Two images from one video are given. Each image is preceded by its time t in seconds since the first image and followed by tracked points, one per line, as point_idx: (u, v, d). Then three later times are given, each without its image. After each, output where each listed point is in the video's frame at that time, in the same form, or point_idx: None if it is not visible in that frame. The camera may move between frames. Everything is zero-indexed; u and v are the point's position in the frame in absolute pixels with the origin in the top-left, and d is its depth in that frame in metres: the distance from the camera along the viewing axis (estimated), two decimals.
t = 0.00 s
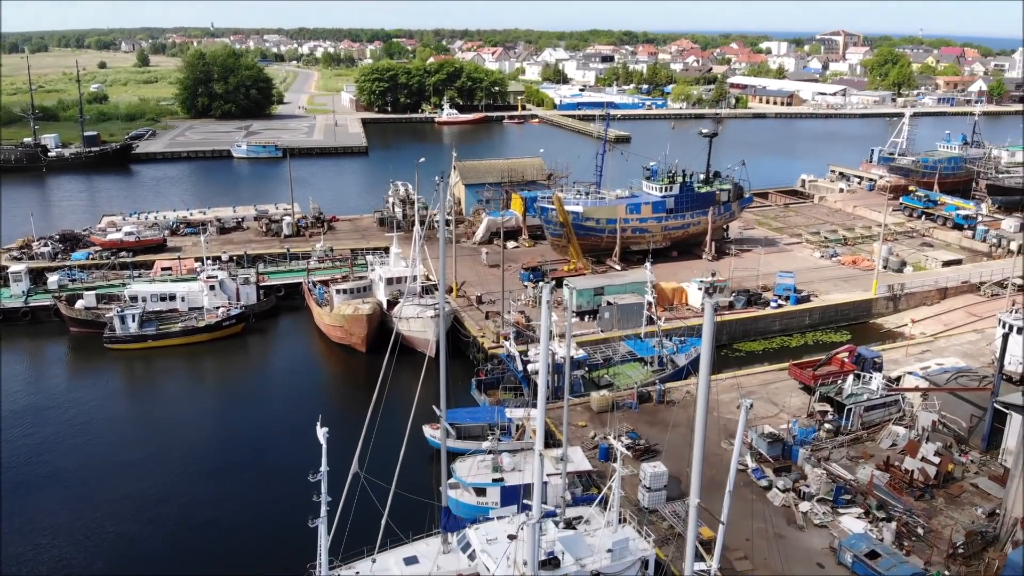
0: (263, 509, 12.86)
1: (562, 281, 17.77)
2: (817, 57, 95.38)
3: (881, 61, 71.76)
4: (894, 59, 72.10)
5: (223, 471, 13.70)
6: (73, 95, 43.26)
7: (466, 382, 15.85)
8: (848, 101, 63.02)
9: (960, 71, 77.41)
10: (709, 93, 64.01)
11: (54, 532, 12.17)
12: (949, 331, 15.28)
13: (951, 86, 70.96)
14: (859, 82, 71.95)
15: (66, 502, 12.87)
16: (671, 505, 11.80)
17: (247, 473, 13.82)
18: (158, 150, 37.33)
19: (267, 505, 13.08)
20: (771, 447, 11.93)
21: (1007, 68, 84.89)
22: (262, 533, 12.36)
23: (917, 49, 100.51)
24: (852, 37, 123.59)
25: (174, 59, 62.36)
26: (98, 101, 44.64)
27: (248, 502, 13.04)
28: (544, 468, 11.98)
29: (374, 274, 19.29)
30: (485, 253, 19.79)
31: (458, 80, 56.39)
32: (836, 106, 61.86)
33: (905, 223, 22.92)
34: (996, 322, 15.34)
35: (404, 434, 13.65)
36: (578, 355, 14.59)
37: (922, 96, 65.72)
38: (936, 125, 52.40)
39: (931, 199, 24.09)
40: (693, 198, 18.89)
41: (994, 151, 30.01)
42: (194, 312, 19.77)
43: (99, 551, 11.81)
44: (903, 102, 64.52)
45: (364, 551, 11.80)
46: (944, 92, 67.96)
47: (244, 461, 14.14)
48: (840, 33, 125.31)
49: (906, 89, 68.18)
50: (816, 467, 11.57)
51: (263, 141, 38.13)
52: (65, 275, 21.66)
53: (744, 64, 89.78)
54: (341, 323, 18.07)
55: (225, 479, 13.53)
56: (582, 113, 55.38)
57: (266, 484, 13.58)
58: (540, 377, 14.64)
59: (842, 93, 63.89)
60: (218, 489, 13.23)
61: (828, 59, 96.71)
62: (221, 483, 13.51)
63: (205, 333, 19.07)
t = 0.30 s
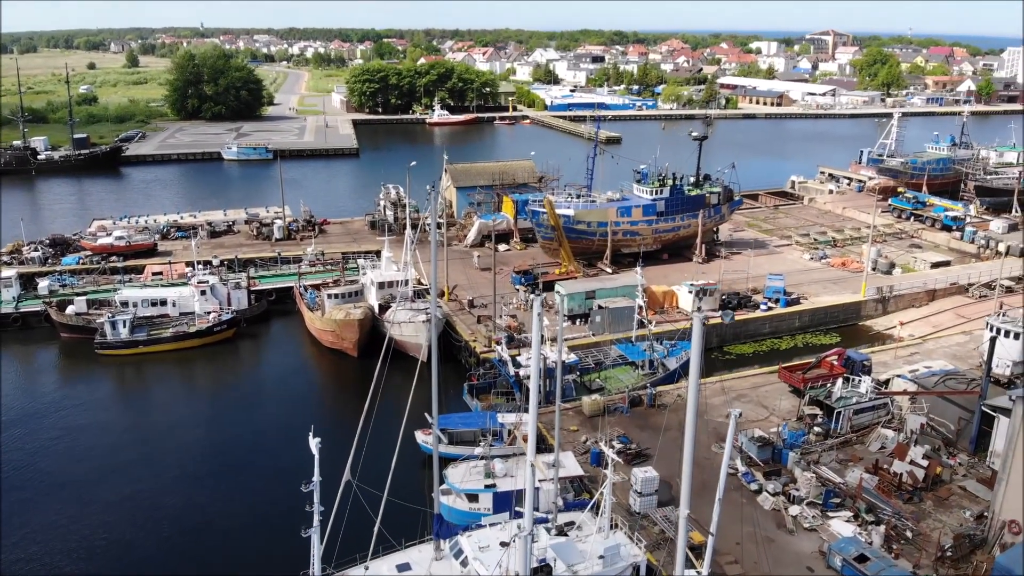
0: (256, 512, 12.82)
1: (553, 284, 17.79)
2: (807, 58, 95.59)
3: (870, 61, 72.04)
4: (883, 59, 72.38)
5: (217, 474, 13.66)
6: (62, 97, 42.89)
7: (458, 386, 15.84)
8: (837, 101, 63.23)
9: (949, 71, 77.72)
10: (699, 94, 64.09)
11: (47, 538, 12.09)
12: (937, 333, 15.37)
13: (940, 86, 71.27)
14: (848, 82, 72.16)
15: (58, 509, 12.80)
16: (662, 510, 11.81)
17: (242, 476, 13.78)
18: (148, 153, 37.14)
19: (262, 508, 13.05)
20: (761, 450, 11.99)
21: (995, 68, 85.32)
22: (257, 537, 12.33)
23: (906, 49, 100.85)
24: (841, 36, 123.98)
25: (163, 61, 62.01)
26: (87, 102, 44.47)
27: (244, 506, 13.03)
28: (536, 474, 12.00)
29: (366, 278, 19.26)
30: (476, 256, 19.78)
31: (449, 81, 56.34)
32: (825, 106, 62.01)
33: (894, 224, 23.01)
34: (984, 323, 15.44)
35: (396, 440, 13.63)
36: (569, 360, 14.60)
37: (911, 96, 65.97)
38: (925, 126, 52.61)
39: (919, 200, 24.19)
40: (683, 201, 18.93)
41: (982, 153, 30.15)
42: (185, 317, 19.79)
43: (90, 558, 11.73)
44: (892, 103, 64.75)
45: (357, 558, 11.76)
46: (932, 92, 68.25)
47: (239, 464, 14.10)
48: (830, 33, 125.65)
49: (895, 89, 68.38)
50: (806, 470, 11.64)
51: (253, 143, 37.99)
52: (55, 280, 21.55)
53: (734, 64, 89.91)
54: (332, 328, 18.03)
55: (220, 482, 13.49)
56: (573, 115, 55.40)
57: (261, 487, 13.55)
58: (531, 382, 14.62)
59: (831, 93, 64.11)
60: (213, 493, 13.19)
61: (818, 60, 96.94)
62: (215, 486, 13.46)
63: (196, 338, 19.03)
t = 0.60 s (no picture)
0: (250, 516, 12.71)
1: (544, 288, 17.82)
2: (796, 58, 95.85)
3: (859, 62, 72.35)
4: (872, 60, 72.66)
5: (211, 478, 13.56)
6: (51, 98, 42.60)
7: (449, 392, 15.84)
8: (827, 103, 63.45)
9: (937, 71, 78.09)
10: (688, 95, 64.25)
11: (38, 542, 11.93)
12: (925, 336, 15.48)
13: (929, 86, 71.67)
14: (838, 82, 72.39)
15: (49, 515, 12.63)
16: (652, 515, 11.82)
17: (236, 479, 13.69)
18: (137, 155, 36.94)
19: (256, 512, 12.96)
20: (750, 455, 12.04)
21: (983, 69, 85.89)
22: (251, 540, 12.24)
23: (894, 49, 101.34)
24: (831, 36, 124.47)
25: (152, 61, 61.67)
26: (76, 104, 44.22)
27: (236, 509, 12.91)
28: (527, 481, 11.99)
29: (357, 282, 19.22)
30: (468, 260, 19.77)
31: (440, 83, 56.20)
32: (815, 108, 62.23)
33: (882, 226, 23.10)
34: (972, 326, 15.53)
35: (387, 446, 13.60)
36: (560, 364, 14.60)
37: (900, 97, 66.21)
38: (914, 127, 52.85)
39: (908, 202, 24.30)
40: (673, 205, 18.94)
41: (970, 155, 30.30)
42: (175, 323, 19.58)
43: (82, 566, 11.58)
44: (881, 104, 65.00)
45: (349, 565, 11.70)
46: (921, 93, 68.58)
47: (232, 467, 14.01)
48: (819, 33, 126.07)
49: (884, 90, 68.64)
50: (795, 474, 11.69)
51: (243, 145, 37.84)
52: (44, 286, 21.43)
53: (724, 65, 90.12)
54: (323, 333, 17.98)
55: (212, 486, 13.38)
56: (563, 116, 55.44)
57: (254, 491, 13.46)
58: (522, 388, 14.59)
59: (820, 94, 64.31)
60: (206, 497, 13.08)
61: (807, 60, 97.26)
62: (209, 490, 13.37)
63: (187, 343, 18.95)
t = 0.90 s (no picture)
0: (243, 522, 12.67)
1: (535, 292, 17.83)
2: (786, 59, 96.03)
3: (848, 63, 72.63)
4: (861, 60, 72.92)
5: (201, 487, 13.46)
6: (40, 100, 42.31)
7: (441, 397, 15.82)
8: (816, 103, 63.63)
9: (926, 71, 78.42)
10: (679, 95, 64.32)
11: (31, 550, 11.86)
12: (914, 338, 15.59)
13: (917, 86, 71.96)
14: (827, 82, 72.58)
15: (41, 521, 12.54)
16: (644, 520, 11.82)
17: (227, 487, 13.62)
18: (127, 158, 36.74)
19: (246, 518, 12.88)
20: (740, 459, 12.08)
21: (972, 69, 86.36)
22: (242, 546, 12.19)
23: (883, 50, 101.71)
24: (820, 36, 124.75)
25: (142, 62, 61.36)
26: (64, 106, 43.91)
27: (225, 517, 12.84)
28: (519, 487, 11.98)
29: (348, 287, 19.16)
30: (459, 263, 19.74)
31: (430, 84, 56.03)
32: (804, 109, 62.41)
33: (871, 228, 23.17)
34: (960, 328, 15.62)
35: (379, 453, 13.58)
36: (552, 369, 14.59)
37: (889, 97, 66.43)
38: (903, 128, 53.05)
39: (897, 204, 24.22)
40: (664, 208, 18.95)
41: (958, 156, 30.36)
42: (166, 328, 19.56)
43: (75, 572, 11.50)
44: (870, 104, 65.22)
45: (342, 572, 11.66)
46: (910, 93, 68.82)
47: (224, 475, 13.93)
48: (809, 33, 126.43)
49: (874, 90, 68.84)
50: (785, 479, 11.73)
51: (233, 147, 37.69)
52: (35, 291, 21.28)
53: (714, 66, 90.24)
54: (314, 339, 17.93)
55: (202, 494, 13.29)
56: (554, 117, 55.47)
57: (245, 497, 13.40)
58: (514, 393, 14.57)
59: (810, 95, 64.50)
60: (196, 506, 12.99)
61: (796, 61, 97.54)
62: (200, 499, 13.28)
63: (179, 349, 18.89)
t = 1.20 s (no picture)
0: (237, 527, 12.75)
1: (527, 296, 17.83)
2: (776, 59, 96.25)
3: (837, 63, 72.93)
4: (850, 61, 73.19)
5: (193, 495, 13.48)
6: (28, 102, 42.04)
7: (433, 401, 15.79)
8: (806, 104, 63.83)
9: (915, 71, 78.76)
10: (669, 96, 64.40)
11: (22, 561, 11.83)
12: (902, 340, 15.73)
13: (906, 86, 72.31)
14: (817, 82, 72.78)
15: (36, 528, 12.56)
16: (635, 526, 11.80)
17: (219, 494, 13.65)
18: (117, 161, 36.53)
19: (240, 524, 12.94)
20: (730, 463, 12.10)
21: (960, 69, 87.00)
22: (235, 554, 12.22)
23: (869, 53, 102.07)
24: (810, 36, 125.10)
25: (132, 63, 61.04)
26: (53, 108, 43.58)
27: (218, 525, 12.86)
28: (511, 493, 11.96)
29: (339, 292, 19.11)
30: (451, 267, 19.72)
31: (421, 86, 55.84)
32: (794, 109, 62.61)
33: (860, 230, 23.26)
34: (948, 330, 15.76)
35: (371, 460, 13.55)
36: (543, 374, 14.58)
37: (878, 97, 66.61)
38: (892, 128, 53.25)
39: (886, 206, 24.26)
40: (654, 211, 18.98)
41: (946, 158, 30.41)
42: (157, 334, 19.45)
43: None
44: (859, 104, 65.46)
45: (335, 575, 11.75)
46: (899, 94, 69.06)
47: (216, 482, 13.95)
48: (799, 33, 126.79)
49: (863, 91, 69.07)
50: (774, 483, 11.76)
51: (223, 150, 37.55)
52: (25, 297, 21.13)
53: (704, 66, 90.38)
54: (305, 344, 17.89)
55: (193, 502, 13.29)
56: (545, 119, 55.49)
57: (238, 504, 13.44)
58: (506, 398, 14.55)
59: (800, 95, 64.66)
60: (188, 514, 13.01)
61: (786, 61, 97.82)
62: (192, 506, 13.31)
63: (170, 355, 18.83)
